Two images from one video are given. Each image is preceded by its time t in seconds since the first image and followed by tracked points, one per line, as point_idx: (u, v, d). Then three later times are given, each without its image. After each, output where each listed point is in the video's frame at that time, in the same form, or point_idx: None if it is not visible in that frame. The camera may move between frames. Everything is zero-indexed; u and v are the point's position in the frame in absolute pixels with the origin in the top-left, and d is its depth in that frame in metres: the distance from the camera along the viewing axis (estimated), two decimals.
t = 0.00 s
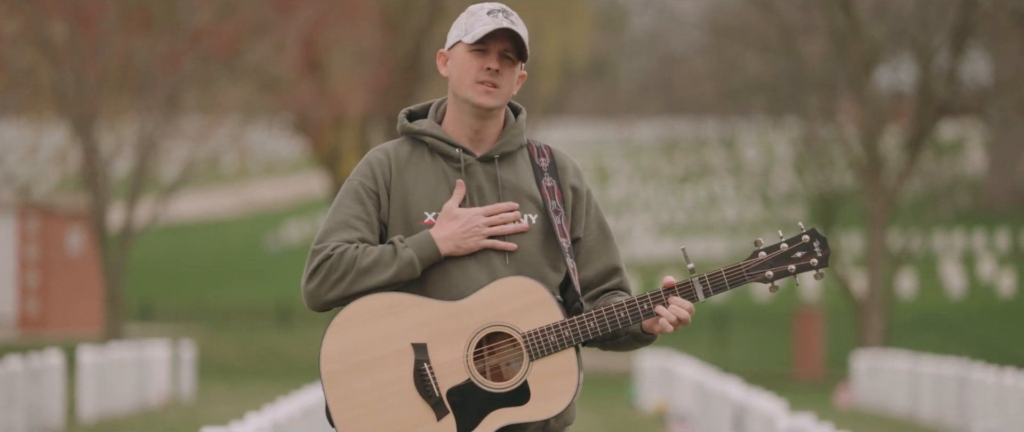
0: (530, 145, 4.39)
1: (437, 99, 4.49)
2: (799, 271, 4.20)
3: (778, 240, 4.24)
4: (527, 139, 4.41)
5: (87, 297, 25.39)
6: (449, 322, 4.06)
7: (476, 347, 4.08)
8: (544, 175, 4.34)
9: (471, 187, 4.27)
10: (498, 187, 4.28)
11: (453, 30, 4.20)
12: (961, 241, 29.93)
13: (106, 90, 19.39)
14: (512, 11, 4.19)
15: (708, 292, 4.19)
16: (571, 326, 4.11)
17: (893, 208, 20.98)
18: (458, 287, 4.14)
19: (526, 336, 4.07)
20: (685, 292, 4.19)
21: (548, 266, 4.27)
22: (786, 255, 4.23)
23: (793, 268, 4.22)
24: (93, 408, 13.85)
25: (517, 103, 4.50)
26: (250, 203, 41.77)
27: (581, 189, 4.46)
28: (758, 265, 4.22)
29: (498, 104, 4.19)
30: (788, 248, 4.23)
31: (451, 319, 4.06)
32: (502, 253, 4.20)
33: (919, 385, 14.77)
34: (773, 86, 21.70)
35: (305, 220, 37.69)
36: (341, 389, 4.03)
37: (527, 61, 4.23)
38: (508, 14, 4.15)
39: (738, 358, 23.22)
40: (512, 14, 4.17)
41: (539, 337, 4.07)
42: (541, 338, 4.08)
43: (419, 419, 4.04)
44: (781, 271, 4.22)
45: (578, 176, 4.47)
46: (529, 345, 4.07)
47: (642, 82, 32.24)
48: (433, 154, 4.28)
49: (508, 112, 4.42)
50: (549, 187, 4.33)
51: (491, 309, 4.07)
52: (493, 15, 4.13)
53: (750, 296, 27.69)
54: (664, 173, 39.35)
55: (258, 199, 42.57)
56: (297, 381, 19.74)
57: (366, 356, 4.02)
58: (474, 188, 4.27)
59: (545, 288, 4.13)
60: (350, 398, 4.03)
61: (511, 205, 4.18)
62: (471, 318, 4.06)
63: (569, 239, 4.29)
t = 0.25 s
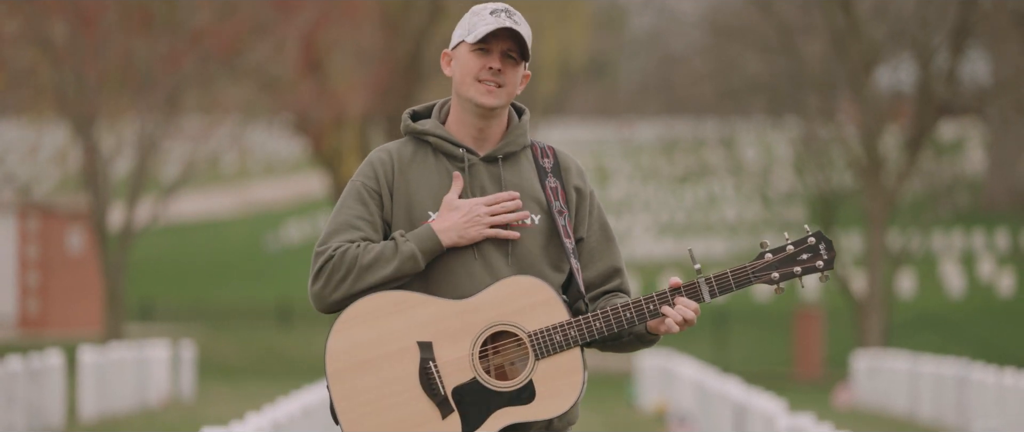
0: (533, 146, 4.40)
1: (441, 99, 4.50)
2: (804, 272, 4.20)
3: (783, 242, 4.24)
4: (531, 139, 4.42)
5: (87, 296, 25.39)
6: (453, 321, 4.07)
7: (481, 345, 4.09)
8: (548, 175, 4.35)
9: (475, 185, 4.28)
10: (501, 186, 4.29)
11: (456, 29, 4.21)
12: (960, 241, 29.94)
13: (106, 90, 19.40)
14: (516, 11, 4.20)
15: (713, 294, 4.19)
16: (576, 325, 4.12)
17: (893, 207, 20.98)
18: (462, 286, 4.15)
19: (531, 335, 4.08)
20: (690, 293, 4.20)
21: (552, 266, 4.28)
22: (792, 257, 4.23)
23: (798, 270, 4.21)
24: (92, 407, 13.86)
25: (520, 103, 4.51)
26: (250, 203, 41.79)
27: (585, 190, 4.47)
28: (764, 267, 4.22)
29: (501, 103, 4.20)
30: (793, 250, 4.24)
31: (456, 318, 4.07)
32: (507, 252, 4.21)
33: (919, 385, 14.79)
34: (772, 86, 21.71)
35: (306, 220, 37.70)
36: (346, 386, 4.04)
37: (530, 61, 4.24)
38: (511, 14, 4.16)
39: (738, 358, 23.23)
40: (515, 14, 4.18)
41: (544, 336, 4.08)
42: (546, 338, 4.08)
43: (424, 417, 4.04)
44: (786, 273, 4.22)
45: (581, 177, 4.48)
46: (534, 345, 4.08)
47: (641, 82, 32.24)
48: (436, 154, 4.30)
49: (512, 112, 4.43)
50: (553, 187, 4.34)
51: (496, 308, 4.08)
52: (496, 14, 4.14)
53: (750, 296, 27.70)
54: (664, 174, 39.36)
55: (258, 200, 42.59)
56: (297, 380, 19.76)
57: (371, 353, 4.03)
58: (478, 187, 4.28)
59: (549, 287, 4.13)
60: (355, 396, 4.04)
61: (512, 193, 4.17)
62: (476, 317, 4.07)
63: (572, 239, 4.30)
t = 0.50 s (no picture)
0: (536, 146, 4.42)
1: (443, 99, 4.52)
2: (807, 271, 4.21)
3: (787, 241, 4.25)
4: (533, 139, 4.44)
5: (88, 296, 25.41)
6: (458, 321, 4.07)
7: (485, 345, 4.10)
8: (551, 175, 4.37)
9: (480, 184, 4.30)
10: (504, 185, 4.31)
11: (454, 29, 4.23)
12: (960, 241, 29.96)
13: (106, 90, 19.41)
14: (512, 10, 4.22)
15: (717, 292, 4.20)
16: (580, 325, 4.13)
17: (893, 207, 20.99)
18: (466, 286, 4.16)
19: (536, 335, 4.09)
20: (694, 292, 4.21)
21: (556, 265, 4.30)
22: (795, 255, 4.24)
23: (801, 269, 4.23)
24: (93, 407, 13.89)
25: (522, 103, 4.52)
26: (250, 203, 41.80)
27: (587, 189, 4.49)
28: (767, 265, 4.24)
29: (500, 101, 4.22)
30: (797, 249, 4.25)
31: (461, 318, 4.07)
32: (511, 252, 4.21)
33: (918, 384, 14.82)
34: (772, 86, 21.72)
35: (306, 219, 37.70)
36: (349, 387, 4.05)
37: (529, 59, 4.26)
38: (507, 12, 4.18)
39: (738, 357, 23.25)
40: (511, 11, 4.20)
41: (548, 336, 4.09)
42: (551, 337, 4.09)
43: (429, 416, 4.05)
44: (789, 271, 4.23)
45: (584, 176, 4.50)
46: (538, 344, 4.09)
47: (642, 81, 32.24)
48: (440, 153, 4.31)
49: (513, 112, 4.45)
50: (556, 187, 4.36)
51: (500, 307, 4.09)
52: (492, 13, 4.16)
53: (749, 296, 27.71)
54: (664, 173, 39.37)
55: (259, 199, 42.59)
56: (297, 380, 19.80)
57: (375, 354, 4.04)
58: (482, 187, 4.30)
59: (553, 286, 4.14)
60: (358, 396, 4.05)
61: (515, 194, 4.21)
62: (480, 318, 4.08)
63: (576, 238, 4.32)
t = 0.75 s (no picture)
0: (539, 146, 4.44)
1: (445, 100, 4.53)
2: (812, 270, 4.23)
3: (792, 240, 4.26)
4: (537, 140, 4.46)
5: (87, 295, 25.41)
6: (463, 321, 4.08)
7: (490, 346, 4.11)
8: (554, 175, 4.39)
9: (485, 184, 4.31)
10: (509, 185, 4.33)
11: (463, 30, 4.24)
12: (959, 241, 29.97)
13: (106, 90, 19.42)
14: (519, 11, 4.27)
15: (722, 292, 4.21)
16: (585, 324, 4.14)
17: (892, 207, 21.00)
18: (471, 286, 4.17)
19: (541, 334, 4.10)
20: (699, 291, 4.22)
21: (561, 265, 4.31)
22: (800, 255, 4.25)
23: (806, 268, 4.24)
24: (94, 406, 13.90)
25: (525, 104, 4.55)
26: (250, 203, 41.81)
27: (590, 189, 4.51)
28: (772, 265, 4.25)
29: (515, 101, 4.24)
30: (801, 248, 4.26)
31: (466, 318, 4.08)
32: (515, 252, 4.22)
33: (918, 384, 14.85)
34: (772, 86, 21.74)
35: (306, 219, 37.71)
36: (354, 387, 4.05)
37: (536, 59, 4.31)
38: (517, 12, 4.24)
39: (737, 357, 23.25)
40: (520, 12, 4.25)
41: (553, 336, 4.10)
42: (556, 337, 4.10)
43: (434, 416, 4.06)
44: (794, 271, 4.24)
45: (587, 177, 4.52)
46: (543, 344, 4.10)
47: (641, 81, 32.25)
48: (444, 153, 4.32)
49: (517, 113, 4.47)
50: (559, 187, 4.37)
51: (505, 307, 4.10)
52: (505, 13, 4.20)
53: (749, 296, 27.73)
54: (664, 173, 39.38)
55: (259, 199, 42.59)
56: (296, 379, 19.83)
57: (379, 354, 4.05)
58: (487, 187, 4.31)
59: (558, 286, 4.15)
60: (363, 396, 4.05)
61: (519, 194, 4.23)
62: (485, 318, 4.09)
63: (580, 238, 4.33)
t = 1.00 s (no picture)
0: (542, 148, 4.48)
1: (449, 99, 4.56)
2: (816, 274, 4.26)
3: (795, 243, 4.30)
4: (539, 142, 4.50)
5: (88, 295, 25.43)
6: (466, 321, 4.11)
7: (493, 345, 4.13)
8: (557, 177, 4.43)
9: (488, 184, 4.33)
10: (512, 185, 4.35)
11: (468, 29, 4.27)
12: (959, 241, 30.01)
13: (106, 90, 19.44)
14: (526, 11, 4.28)
15: (726, 295, 4.24)
16: (588, 325, 4.17)
17: (891, 207, 21.03)
18: (474, 286, 4.19)
19: (544, 335, 4.12)
20: (703, 293, 4.25)
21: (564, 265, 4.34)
22: (804, 258, 4.29)
23: (810, 272, 4.27)
24: (94, 405, 13.91)
25: (528, 104, 4.58)
26: (250, 203, 41.83)
27: (592, 191, 4.54)
28: (776, 268, 4.28)
29: (516, 102, 4.26)
30: (805, 251, 4.29)
31: (469, 318, 4.11)
32: (518, 253, 4.25)
33: (917, 384, 14.87)
34: (772, 86, 21.76)
35: (306, 219, 37.72)
36: (358, 386, 4.07)
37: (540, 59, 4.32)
38: (522, 12, 4.25)
39: (737, 356, 23.27)
40: (525, 13, 4.26)
41: (556, 337, 4.13)
42: (558, 338, 4.13)
43: (436, 416, 4.08)
44: (797, 274, 4.28)
45: (589, 178, 4.56)
46: (547, 344, 4.13)
47: (641, 81, 32.27)
48: (448, 153, 4.35)
49: (520, 113, 4.50)
50: (562, 189, 4.41)
51: (508, 307, 4.12)
52: (509, 14, 4.21)
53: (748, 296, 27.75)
54: (664, 173, 39.40)
55: (259, 199, 42.61)
56: (296, 379, 19.85)
57: (382, 353, 4.07)
58: (490, 186, 4.33)
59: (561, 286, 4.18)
60: (365, 395, 4.07)
61: (522, 194, 4.25)
62: (488, 317, 4.11)
63: (583, 239, 4.36)
